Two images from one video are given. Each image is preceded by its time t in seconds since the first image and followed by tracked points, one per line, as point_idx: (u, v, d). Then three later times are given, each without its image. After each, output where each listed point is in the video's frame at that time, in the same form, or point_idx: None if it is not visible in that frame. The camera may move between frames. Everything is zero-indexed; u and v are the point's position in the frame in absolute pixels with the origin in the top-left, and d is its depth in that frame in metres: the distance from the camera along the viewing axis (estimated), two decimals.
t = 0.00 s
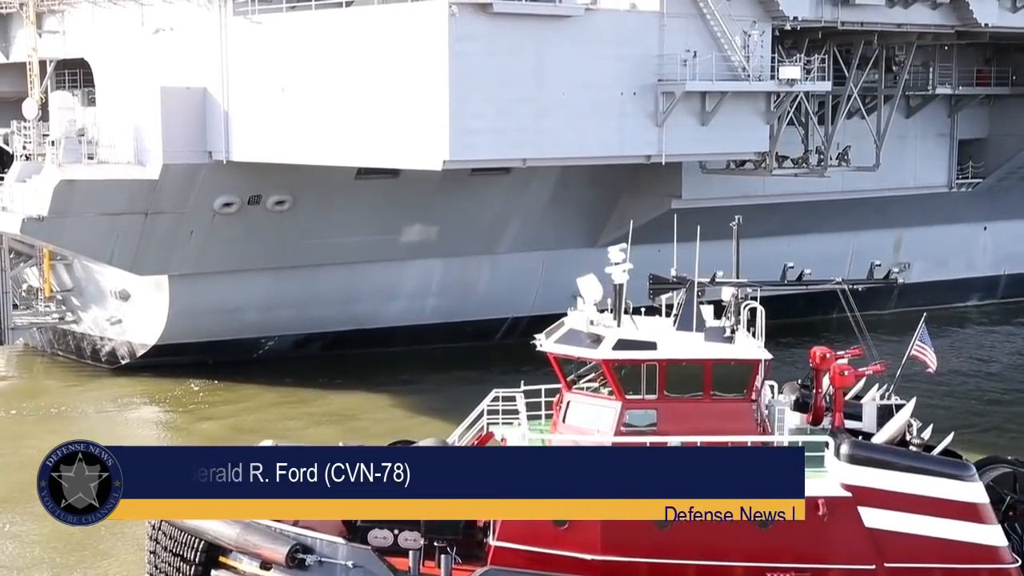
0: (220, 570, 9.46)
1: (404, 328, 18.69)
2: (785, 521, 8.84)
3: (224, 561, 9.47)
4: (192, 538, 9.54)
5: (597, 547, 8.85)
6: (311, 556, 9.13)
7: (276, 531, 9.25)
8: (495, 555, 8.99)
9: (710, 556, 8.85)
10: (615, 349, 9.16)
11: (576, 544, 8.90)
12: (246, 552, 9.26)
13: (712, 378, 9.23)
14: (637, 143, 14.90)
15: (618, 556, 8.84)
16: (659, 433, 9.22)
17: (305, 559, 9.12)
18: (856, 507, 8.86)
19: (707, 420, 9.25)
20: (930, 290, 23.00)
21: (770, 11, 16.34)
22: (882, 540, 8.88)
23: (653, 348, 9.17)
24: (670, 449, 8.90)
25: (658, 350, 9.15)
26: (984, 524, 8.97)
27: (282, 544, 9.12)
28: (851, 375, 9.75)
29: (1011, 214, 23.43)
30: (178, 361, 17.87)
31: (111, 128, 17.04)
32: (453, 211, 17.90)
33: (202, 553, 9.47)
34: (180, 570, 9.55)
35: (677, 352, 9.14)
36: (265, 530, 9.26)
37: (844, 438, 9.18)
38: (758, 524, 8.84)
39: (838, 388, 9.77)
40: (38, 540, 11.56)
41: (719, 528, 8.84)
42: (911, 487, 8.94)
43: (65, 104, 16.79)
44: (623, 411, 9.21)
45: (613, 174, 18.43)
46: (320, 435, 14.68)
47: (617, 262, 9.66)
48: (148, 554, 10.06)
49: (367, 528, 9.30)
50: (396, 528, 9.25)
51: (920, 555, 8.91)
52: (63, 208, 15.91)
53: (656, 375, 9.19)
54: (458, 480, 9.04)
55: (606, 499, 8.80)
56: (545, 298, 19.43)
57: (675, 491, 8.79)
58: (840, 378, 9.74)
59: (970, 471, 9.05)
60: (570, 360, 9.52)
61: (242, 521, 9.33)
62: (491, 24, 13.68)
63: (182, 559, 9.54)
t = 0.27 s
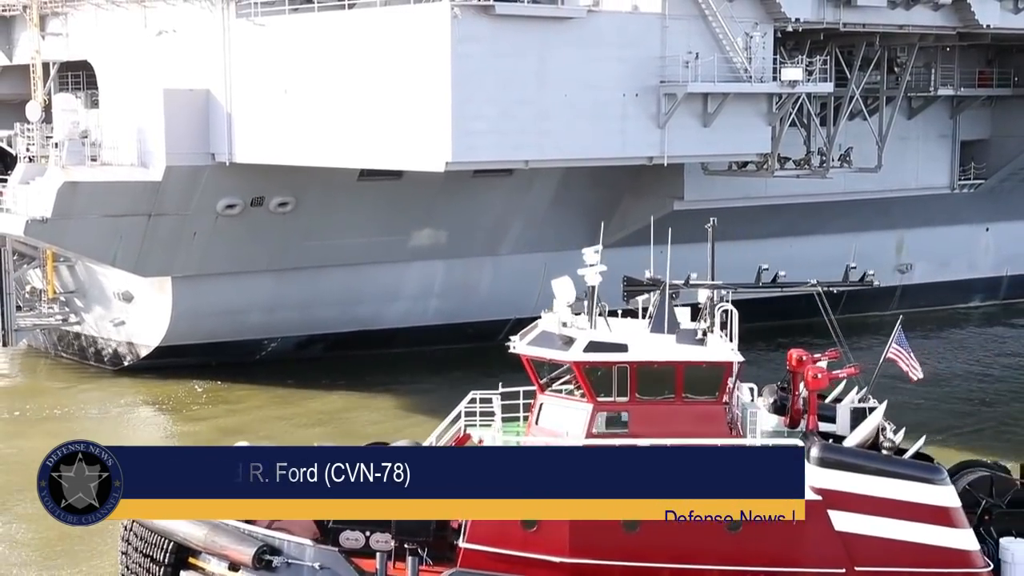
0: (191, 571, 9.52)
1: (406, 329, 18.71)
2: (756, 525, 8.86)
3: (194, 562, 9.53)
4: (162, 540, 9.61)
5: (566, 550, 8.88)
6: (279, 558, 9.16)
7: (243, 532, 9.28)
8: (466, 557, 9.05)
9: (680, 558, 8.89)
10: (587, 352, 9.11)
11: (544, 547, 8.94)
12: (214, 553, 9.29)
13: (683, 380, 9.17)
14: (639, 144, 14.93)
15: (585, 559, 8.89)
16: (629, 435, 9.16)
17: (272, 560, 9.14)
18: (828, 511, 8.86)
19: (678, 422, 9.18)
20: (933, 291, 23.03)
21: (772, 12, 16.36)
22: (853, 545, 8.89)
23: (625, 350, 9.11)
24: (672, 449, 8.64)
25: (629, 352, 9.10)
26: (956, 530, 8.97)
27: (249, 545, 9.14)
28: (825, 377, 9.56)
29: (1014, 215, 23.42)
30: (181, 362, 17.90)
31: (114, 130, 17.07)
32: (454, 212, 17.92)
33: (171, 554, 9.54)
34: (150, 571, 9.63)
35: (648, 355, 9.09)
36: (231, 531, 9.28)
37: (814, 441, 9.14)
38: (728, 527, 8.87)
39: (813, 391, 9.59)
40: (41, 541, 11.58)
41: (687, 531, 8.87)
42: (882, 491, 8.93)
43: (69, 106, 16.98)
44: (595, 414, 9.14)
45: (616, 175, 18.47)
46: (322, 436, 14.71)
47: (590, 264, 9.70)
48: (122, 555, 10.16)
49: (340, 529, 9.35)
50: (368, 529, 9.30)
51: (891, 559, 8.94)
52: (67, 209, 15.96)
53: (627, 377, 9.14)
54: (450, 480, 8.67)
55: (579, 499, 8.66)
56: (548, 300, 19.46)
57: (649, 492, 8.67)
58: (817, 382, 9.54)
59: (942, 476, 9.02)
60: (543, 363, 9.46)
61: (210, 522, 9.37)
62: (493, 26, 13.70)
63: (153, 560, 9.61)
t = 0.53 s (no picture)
0: (158, 564, 9.50)
1: (408, 324, 18.75)
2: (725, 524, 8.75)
3: (162, 555, 9.53)
4: (130, 533, 9.59)
5: (532, 546, 8.73)
6: (244, 552, 9.16)
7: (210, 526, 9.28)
8: (434, 554, 8.93)
9: (648, 556, 8.75)
10: (556, 347, 8.94)
11: (513, 543, 8.80)
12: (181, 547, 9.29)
13: (653, 376, 8.99)
14: (641, 139, 14.95)
15: (553, 555, 8.73)
16: (599, 432, 9.01)
17: (238, 554, 9.15)
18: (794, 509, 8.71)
19: (648, 419, 9.03)
20: (934, 286, 23.07)
21: (774, 8, 16.37)
22: (821, 542, 8.81)
23: (594, 346, 8.95)
24: (660, 449, 8.56)
25: (598, 348, 8.93)
26: (924, 527, 8.90)
27: (215, 539, 9.16)
28: (797, 373, 9.60)
29: (1015, 211, 23.42)
30: (184, 356, 17.94)
31: (117, 124, 17.09)
32: (456, 207, 17.95)
33: (139, 548, 9.52)
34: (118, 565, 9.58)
35: (618, 350, 8.92)
36: (198, 525, 9.28)
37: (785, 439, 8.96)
38: (694, 525, 8.75)
39: (786, 388, 9.64)
40: (44, 535, 11.62)
41: (655, 529, 8.74)
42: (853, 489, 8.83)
43: (71, 99, 16.78)
44: (565, 410, 9.00)
45: (618, 170, 18.49)
46: (325, 429, 14.75)
47: (564, 259, 9.42)
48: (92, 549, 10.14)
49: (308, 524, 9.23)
50: (339, 524, 9.14)
51: (859, 556, 8.86)
52: (70, 203, 15.98)
53: (597, 374, 8.97)
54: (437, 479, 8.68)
55: (542, 498, 8.61)
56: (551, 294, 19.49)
57: (618, 492, 8.59)
58: (791, 377, 9.59)
59: (910, 474, 8.96)
60: (513, 358, 9.28)
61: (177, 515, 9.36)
62: (496, 20, 13.71)
63: (121, 554, 9.57)
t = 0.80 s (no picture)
0: (127, 564, 9.56)
1: (409, 324, 18.78)
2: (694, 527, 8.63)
3: (131, 556, 9.57)
4: (99, 534, 9.65)
5: (502, 548, 8.62)
6: (210, 553, 9.19)
7: (176, 526, 9.32)
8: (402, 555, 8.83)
9: (615, 559, 8.62)
10: (526, 349, 8.86)
11: (482, 545, 8.68)
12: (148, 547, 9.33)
13: (624, 377, 8.88)
14: (642, 139, 14.97)
15: (523, 557, 8.62)
16: (569, 433, 8.91)
17: (203, 555, 9.17)
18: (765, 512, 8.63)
19: (619, 421, 8.93)
20: (935, 287, 23.09)
21: (775, 9, 16.40)
22: (789, 545, 8.71)
23: (563, 347, 8.85)
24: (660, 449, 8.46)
25: (568, 349, 8.81)
26: (893, 531, 8.83)
27: (180, 539, 9.18)
28: (769, 376, 9.65)
29: (1015, 211, 23.43)
30: (187, 357, 17.97)
31: (120, 126, 17.12)
32: (458, 207, 17.96)
33: (108, 548, 9.57)
34: (88, 564, 9.67)
35: (588, 352, 8.80)
36: (164, 525, 9.33)
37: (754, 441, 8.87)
38: (662, 528, 8.62)
39: (757, 390, 9.69)
40: (46, 535, 11.64)
41: (624, 531, 8.62)
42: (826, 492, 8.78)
43: (73, 101, 16.76)
44: (535, 410, 8.90)
45: (619, 171, 18.50)
46: (326, 430, 14.77)
47: (537, 260, 9.30)
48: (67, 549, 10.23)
49: (279, 525, 9.28)
50: (309, 526, 9.25)
51: (829, 559, 8.77)
52: (72, 204, 16.01)
53: (567, 375, 8.86)
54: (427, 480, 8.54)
55: (511, 499, 8.51)
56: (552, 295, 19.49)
57: (598, 493, 8.46)
58: (762, 378, 9.65)
59: (879, 477, 8.92)
60: (485, 360, 9.21)
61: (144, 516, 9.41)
62: (497, 21, 13.73)
63: (91, 554, 9.65)
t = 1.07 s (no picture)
0: (94, 566, 9.47)
1: (409, 326, 18.82)
2: (657, 529, 8.73)
3: (97, 557, 9.49)
4: (66, 535, 9.57)
5: (475, 549, 8.75)
6: (176, 556, 9.20)
7: (142, 529, 9.30)
8: (371, 557, 9.00)
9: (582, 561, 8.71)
10: (494, 352, 8.84)
11: (454, 547, 8.80)
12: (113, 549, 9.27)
13: (591, 380, 8.88)
14: (642, 141, 14.99)
15: (495, 559, 8.74)
16: (537, 437, 8.91)
17: (169, 558, 9.18)
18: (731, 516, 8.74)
19: (587, 424, 8.93)
20: (934, 288, 23.13)
21: (774, 11, 16.42)
22: (754, 545, 8.82)
23: (531, 351, 8.83)
24: (645, 449, 8.35)
25: (536, 352, 8.81)
26: (860, 534, 8.92)
27: (146, 542, 9.17)
28: (738, 380, 9.58)
29: (1014, 213, 23.45)
30: (188, 359, 18.00)
31: (120, 128, 17.13)
32: (458, 210, 17.99)
33: (76, 549, 9.49)
34: (56, 565, 9.60)
35: (556, 355, 8.80)
36: (130, 527, 9.29)
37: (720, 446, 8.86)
38: (629, 531, 8.72)
39: (727, 395, 9.68)
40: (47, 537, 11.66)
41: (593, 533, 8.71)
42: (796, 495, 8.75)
43: (74, 103, 16.81)
44: (503, 414, 8.91)
45: (619, 173, 18.53)
46: (327, 431, 14.81)
47: (510, 263, 9.18)
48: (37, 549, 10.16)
49: (248, 526, 9.28)
50: (279, 527, 9.28)
51: (794, 562, 8.87)
52: (72, 207, 16.04)
53: (535, 378, 8.86)
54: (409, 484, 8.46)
55: (486, 499, 8.48)
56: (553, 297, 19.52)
57: (586, 493, 8.40)
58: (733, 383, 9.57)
59: (846, 482, 9.00)
60: (455, 364, 9.18)
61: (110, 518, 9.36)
62: (497, 24, 13.76)
63: (59, 556, 9.59)
